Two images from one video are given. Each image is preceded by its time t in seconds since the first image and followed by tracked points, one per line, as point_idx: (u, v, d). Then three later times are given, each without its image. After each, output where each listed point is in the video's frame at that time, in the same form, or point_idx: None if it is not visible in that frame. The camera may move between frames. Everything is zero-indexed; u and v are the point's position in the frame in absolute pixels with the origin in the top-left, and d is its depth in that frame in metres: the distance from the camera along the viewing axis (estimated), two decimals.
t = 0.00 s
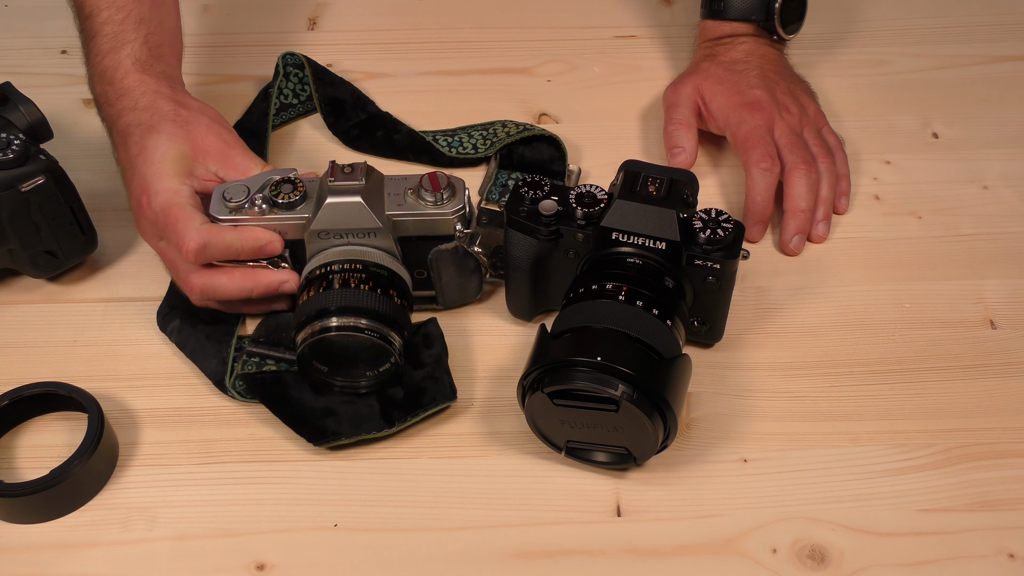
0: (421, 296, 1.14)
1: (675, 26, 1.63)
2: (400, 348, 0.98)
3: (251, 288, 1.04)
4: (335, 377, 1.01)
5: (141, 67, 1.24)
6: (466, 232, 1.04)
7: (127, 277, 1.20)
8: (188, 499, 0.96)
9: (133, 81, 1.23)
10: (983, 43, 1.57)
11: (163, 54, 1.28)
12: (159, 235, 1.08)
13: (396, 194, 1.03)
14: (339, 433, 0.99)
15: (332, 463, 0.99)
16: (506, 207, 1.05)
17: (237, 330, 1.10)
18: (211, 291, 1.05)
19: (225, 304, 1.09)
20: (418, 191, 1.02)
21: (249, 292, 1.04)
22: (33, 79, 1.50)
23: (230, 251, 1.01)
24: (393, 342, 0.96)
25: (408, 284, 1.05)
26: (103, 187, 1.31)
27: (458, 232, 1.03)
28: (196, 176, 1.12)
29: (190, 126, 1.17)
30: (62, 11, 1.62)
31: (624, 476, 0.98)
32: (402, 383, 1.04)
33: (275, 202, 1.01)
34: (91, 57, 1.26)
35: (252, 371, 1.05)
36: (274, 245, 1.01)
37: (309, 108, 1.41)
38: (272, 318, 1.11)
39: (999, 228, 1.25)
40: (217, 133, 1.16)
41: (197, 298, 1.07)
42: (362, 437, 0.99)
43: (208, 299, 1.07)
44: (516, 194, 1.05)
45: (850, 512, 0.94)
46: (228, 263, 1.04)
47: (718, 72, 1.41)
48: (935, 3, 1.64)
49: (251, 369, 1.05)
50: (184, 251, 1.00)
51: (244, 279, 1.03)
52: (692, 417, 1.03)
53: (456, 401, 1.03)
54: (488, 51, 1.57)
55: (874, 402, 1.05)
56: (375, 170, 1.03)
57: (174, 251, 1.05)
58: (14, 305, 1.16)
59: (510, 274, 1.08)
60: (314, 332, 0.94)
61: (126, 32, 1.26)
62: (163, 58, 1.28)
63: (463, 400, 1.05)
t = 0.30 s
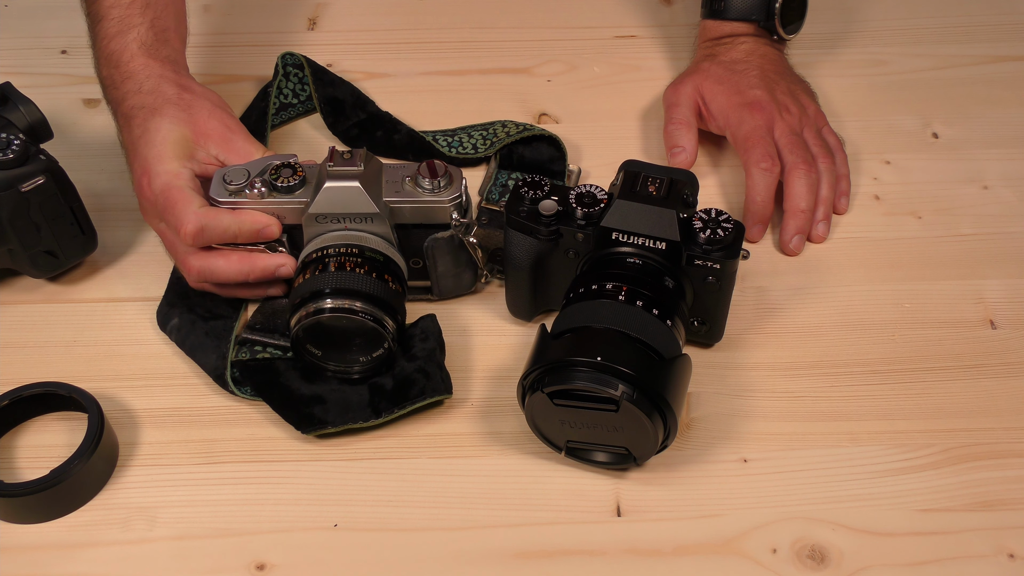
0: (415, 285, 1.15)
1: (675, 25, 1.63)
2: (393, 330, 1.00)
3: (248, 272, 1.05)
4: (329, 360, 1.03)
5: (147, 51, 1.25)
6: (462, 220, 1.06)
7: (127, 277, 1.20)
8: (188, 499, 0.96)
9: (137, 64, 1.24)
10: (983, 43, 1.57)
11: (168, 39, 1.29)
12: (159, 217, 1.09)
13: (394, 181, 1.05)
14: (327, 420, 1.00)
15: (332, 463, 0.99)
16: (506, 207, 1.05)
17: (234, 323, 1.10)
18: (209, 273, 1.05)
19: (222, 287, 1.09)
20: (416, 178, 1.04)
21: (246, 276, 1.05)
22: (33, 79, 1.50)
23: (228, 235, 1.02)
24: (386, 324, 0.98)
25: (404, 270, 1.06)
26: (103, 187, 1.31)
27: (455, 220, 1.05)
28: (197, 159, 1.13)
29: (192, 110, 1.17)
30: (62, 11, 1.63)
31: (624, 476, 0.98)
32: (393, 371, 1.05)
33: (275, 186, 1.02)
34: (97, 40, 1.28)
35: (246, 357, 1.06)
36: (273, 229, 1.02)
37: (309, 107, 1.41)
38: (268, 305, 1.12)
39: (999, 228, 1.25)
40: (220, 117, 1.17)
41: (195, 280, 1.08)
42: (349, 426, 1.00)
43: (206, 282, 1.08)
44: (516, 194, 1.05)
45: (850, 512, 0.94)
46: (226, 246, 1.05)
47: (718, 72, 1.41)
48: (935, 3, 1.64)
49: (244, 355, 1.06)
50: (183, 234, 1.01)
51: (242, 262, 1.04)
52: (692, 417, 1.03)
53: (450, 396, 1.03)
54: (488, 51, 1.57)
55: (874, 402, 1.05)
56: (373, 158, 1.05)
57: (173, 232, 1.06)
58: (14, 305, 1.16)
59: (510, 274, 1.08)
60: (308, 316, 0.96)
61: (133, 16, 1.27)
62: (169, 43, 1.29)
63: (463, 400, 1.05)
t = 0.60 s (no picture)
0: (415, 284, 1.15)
1: (675, 25, 1.63)
2: (393, 330, 0.99)
3: (249, 268, 1.05)
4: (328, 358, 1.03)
5: (144, 50, 1.25)
6: (463, 220, 1.05)
7: (127, 277, 1.20)
8: (188, 499, 0.96)
9: (135, 63, 1.24)
10: (982, 43, 1.57)
11: (166, 38, 1.29)
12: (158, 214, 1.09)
13: (395, 180, 1.05)
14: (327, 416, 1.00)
15: (332, 462, 0.99)
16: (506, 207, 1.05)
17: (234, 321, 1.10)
18: (209, 271, 1.05)
19: (222, 283, 1.10)
20: (417, 178, 1.04)
21: (246, 273, 1.05)
22: (33, 79, 1.49)
23: (229, 231, 1.01)
24: (386, 323, 0.98)
25: (404, 270, 1.06)
26: (103, 187, 1.31)
27: (455, 219, 1.04)
28: (196, 157, 1.12)
29: (190, 108, 1.17)
30: (63, 11, 1.63)
31: (624, 476, 0.98)
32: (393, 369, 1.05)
33: (276, 183, 1.02)
34: (94, 40, 1.27)
35: (246, 353, 1.07)
36: (273, 226, 1.02)
37: (309, 107, 1.42)
38: (266, 301, 1.12)
39: (999, 228, 1.25)
40: (217, 115, 1.17)
41: (195, 277, 1.08)
42: (347, 423, 1.00)
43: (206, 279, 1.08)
44: (516, 194, 1.05)
45: (850, 512, 0.94)
46: (226, 243, 1.05)
47: (718, 72, 1.41)
48: (935, 3, 1.64)
49: (243, 352, 1.06)
50: (184, 231, 1.00)
51: (244, 259, 1.05)
52: (692, 418, 1.03)
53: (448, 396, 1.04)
54: (488, 51, 1.57)
55: (874, 402, 1.05)
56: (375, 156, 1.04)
57: (173, 230, 1.06)
58: (14, 305, 1.16)
59: (510, 275, 1.08)
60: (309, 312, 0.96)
61: (130, 15, 1.27)
62: (166, 42, 1.29)
63: (463, 400, 1.05)
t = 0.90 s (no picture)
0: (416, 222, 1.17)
1: (675, 25, 1.63)
2: (392, 257, 1.00)
3: (250, 203, 1.07)
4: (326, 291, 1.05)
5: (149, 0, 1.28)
6: (458, 153, 1.05)
7: (127, 277, 1.20)
8: (188, 498, 0.96)
9: (139, 14, 1.27)
10: (983, 43, 1.57)
11: None
12: (163, 153, 1.12)
13: (392, 115, 1.04)
14: (320, 360, 1.04)
15: (332, 462, 0.99)
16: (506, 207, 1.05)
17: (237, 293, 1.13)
18: (213, 206, 1.08)
19: (228, 220, 1.13)
20: (413, 111, 1.03)
21: (249, 208, 1.08)
22: (33, 78, 1.49)
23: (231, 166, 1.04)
24: (384, 249, 0.99)
25: (402, 203, 1.08)
26: (102, 187, 1.31)
27: (451, 152, 1.04)
28: (199, 98, 1.16)
29: (193, 52, 1.20)
30: (63, 12, 1.63)
31: (624, 476, 0.98)
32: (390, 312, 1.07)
33: (276, 118, 1.03)
34: None
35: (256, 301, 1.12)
36: (274, 162, 1.03)
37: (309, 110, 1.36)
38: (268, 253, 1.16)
39: (999, 228, 1.25)
40: (220, 59, 1.20)
41: (200, 213, 1.11)
42: (337, 366, 1.03)
43: (210, 215, 1.11)
44: (516, 194, 1.05)
45: (850, 512, 0.94)
46: (228, 179, 1.08)
47: (718, 72, 1.41)
48: (934, 3, 1.64)
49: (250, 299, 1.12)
50: (188, 164, 1.03)
51: (245, 194, 1.07)
52: (692, 417, 1.03)
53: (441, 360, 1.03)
54: (488, 51, 1.57)
55: (874, 402, 1.05)
56: (373, 93, 1.05)
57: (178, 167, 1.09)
58: (14, 305, 1.16)
59: (509, 274, 1.08)
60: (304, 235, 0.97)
61: None
62: None
63: (463, 401, 1.05)
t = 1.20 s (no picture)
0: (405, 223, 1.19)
1: (675, 25, 1.63)
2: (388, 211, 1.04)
3: (251, 166, 1.08)
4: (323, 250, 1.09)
5: None
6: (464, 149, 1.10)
7: (127, 277, 1.20)
8: (188, 499, 0.96)
9: None
10: (983, 43, 1.57)
11: None
12: (173, 107, 1.13)
13: (408, 105, 1.10)
14: (321, 340, 1.06)
15: (332, 463, 0.99)
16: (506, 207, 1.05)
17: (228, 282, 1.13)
18: (214, 163, 1.08)
19: (223, 181, 1.12)
20: (429, 104, 1.09)
21: (250, 169, 1.08)
22: (33, 78, 1.49)
23: (241, 123, 1.06)
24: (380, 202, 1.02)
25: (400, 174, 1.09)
26: (102, 186, 1.31)
27: (457, 147, 1.09)
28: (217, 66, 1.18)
29: (216, 23, 1.23)
30: (63, 12, 1.63)
31: (624, 476, 0.98)
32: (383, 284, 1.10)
33: (294, 85, 1.08)
34: None
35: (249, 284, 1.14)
36: (282, 127, 1.07)
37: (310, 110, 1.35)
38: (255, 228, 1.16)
39: (999, 228, 1.25)
40: (242, 33, 1.23)
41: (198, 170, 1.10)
42: (335, 344, 1.05)
43: (209, 173, 1.10)
44: (516, 194, 1.05)
45: (850, 512, 0.94)
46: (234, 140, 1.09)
47: (718, 73, 1.41)
48: (934, 3, 1.65)
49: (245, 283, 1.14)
50: (201, 115, 1.04)
51: (248, 155, 1.07)
52: (692, 417, 1.03)
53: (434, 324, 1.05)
54: (488, 51, 1.57)
55: (874, 402, 1.05)
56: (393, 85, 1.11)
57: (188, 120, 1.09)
58: (14, 304, 1.16)
59: (509, 273, 1.08)
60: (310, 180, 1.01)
61: None
62: None
63: (463, 401, 1.05)
